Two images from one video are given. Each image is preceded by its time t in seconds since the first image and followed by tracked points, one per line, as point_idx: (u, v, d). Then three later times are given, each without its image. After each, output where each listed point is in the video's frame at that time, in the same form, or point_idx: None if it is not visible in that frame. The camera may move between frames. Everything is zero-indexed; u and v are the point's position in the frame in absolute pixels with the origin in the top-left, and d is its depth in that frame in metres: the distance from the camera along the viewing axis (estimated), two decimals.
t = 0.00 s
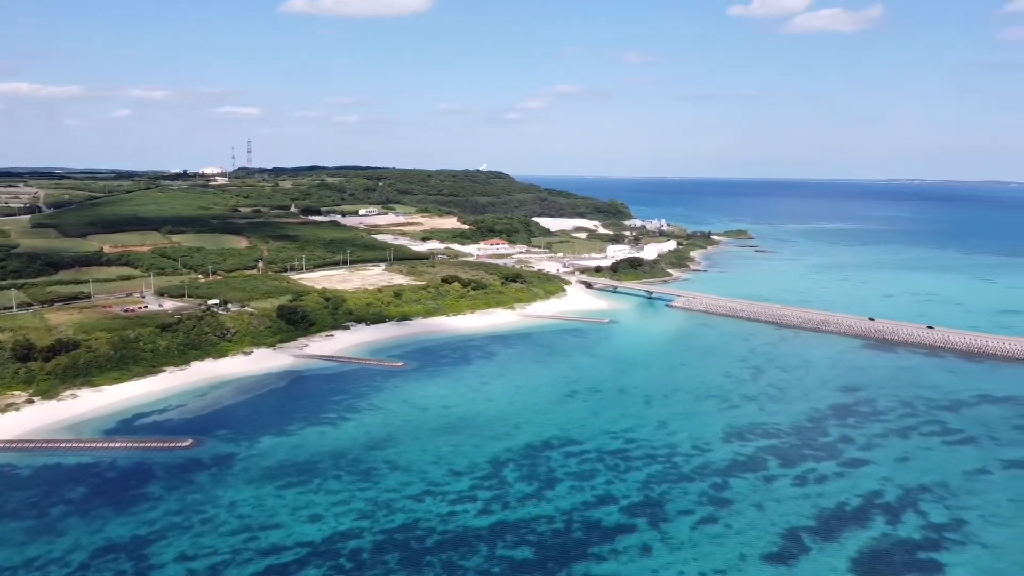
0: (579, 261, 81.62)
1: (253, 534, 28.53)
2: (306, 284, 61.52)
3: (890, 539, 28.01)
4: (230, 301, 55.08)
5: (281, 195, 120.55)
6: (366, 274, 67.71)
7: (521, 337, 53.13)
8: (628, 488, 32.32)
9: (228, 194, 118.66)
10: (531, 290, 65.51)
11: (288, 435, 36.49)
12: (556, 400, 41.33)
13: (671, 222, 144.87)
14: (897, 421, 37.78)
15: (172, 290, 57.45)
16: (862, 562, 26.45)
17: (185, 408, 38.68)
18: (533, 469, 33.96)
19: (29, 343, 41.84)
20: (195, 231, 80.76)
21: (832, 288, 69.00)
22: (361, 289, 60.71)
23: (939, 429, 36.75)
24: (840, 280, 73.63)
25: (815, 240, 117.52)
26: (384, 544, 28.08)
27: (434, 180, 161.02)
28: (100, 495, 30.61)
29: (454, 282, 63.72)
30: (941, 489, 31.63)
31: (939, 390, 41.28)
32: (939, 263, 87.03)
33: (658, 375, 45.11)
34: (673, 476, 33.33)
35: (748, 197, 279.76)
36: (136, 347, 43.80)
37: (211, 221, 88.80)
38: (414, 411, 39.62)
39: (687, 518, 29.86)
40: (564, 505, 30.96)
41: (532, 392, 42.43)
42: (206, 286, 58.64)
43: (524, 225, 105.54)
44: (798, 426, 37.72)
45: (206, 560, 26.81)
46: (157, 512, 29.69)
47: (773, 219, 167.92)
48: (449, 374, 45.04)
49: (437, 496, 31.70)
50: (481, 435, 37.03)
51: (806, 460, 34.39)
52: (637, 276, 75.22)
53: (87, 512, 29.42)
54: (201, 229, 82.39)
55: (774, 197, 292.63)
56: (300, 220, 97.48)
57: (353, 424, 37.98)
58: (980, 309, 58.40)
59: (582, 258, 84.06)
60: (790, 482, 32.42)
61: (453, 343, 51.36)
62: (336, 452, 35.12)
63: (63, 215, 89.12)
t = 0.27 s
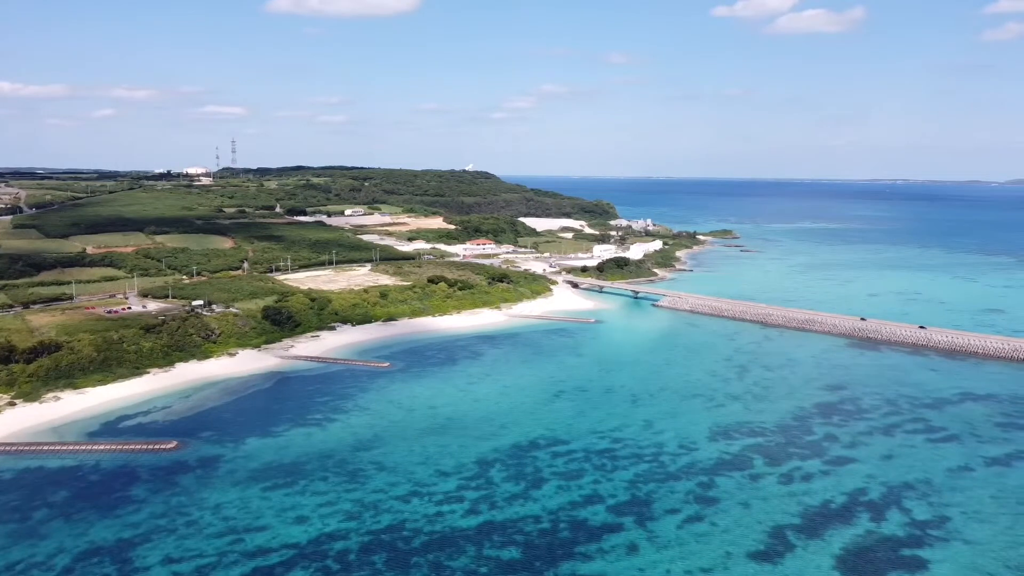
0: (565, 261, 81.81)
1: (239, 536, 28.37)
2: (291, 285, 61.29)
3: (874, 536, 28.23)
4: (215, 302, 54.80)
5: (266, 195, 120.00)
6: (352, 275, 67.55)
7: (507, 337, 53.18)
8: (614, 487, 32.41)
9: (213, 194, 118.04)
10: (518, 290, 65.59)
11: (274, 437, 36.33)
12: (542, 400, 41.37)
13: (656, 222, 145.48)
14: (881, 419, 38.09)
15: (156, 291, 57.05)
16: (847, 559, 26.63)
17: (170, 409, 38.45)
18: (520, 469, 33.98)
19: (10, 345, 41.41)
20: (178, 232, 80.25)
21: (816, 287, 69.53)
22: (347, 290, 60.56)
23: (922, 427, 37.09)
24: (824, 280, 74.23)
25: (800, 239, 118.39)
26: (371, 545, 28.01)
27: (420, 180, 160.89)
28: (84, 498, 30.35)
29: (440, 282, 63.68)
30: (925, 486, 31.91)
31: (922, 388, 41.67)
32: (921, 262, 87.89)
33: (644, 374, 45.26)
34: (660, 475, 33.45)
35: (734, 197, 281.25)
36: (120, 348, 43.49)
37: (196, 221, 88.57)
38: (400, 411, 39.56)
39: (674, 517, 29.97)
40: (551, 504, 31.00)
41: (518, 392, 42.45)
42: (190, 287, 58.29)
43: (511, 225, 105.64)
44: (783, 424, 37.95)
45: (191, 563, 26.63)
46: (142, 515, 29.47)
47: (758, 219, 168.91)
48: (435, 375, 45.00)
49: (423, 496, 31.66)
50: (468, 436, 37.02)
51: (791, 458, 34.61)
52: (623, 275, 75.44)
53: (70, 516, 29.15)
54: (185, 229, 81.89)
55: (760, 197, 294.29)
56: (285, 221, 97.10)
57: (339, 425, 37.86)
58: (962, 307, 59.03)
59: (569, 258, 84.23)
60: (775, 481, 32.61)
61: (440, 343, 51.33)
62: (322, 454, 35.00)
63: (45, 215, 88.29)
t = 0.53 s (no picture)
0: (552, 261, 81.92)
1: (224, 538, 28.21)
2: (277, 285, 61.00)
3: (858, 533, 28.45)
4: (200, 302, 54.44)
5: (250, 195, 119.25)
6: (338, 275, 67.30)
7: (494, 337, 53.19)
8: (601, 486, 32.50)
9: (197, 194, 117.21)
10: (505, 290, 65.61)
11: (260, 438, 36.15)
12: (529, 400, 41.41)
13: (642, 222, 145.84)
14: (865, 417, 38.41)
15: (140, 291, 56.61)
16: (832, 556, 26.83)
17: (155, 411, 38.16)
18: (507, 469, 34.00)
19: None
20: (162, 232, 79.63)
21: (800, 286, 70.02)
22: (333, 290, 60.34)
23: (906, 424, 37.41)
24: (808, 279, 74.75)
25: (785, 239, 119.05)
26: (358, 545, 27.94)
27: (406, 180, 160.39)
28: (67, 501, 30.06)
29: (426, 282, 63.59)
30: (909, 483, 32.20)
31: (905, 386, 42.06)
32: (904, 260, 88.63)
33: (631, 373, 45.38)
34: (646, 473, 33.56)
35: (721, 197, 282.37)
36: (103, 350, 43.14)
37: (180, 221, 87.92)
38: (387, 412, 39.47)
39: (660, 516, 30.08)
40: (538, 504, 31.02)
41: (505, 391, 42.46)
42: (175, 287, 57.89)
43: (497, 225, 105.61)
44: (768, 423, 38.18)
45: (176, 565, 26.44)
46: (126, 518, 29.24)
47: (743, 218, 169.49)
48: (422, 375, 44.93)
49: (411, 497, 31.62)
50: (455, 436, 36.99)
51: (777, 456, 34.82)
52: (609, 275, 75.60)
53: (53, 519, 28.88)
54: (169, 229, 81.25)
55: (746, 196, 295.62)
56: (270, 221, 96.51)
57: (325, 426, 37.73)
58: (944, 306, 59.64)
59: (555, 258, 84.29)
60: (761, 479, 32.80)
61: (426, 343, 51.26)
62: (308, 454, 34.88)
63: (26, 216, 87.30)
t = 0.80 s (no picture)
0: (538, 260, 82.02)
1: (210, 539, 28.03)
2: (262, 285, 60.71)
3: (843, 530, 28.66)
4: (184, 302, 54.11)
5: (235, 195, 118.56)
6: (324, 275, 67.05)
7: (481, 337, 53.18)
8: (589, 485, 32.55)
9: (181, 194, 116.41)
10: (491, 289, 65.62)
11: (246, 439, 35.97)
12: (516, 399, 41.42)
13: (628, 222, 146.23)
14: (850, 415, 38.69)
15: (123, 292, 56.17)
16: (817, 553, 27.00)
17: (139, 412, 37.90)
18: (494, 468, 34.00)
19: None
20: (146, 232, 79.00)
21: (785, 285, 70.46)
22: (319, 290, 60.12)
23: (890, 422, 37.72)
24: (792, 278, 75.22)
25: (769, 238, 119.73)
26: (344, 546, 27.85)
27: (392, 180, 160.04)
28: (50, 504, 29.78)
29: (413, 282, 63.49)
30: (893, 480, 32.47)
31: (889, 384, 42.42)
32: (887, 260, 89.29)
33: (617, 372, 45.49)
34: (633, 472, 33.65)
35: (707, 197, 283.35)
36: (86, 351, 42.78)
37: (164, 221, 87.30)
38: (373, 412, 39.36)
39: (647, 514, 30.18)
40: (525, 503, 31.04)
41: (492, 391, 42.45)
42: (159, 288, 57.47)
43: (483, 225, 105.55)
44: (754, 421, 38.38)
45: (161, 568, 26.24)
46: (110, 520, 29.00)
47: (729, 218, 170.14)
48: (409, 375, 44.85)
49: (398, 497, 31.55)
50: (442, 436, 36.95)
51: (762, 454, 35.01)
52: (596, 274, 75.74)
53: (36, 522, 28.58)
54: (153, 230, 80.63)
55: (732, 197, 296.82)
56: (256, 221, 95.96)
57: (312, 426, 37.58)
58: (927, 304, 60.20)
59: (542, 258, 84.34)
60: (747, 477, 32.98)
61: (413, 343, 51.16)
62: (295, 455, 34.73)
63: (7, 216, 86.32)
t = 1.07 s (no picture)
0: (525, 260, 82.10)
1: (195, 542, 27.86)
2: (248, 285, 60.41)
3: (829, 528, 28.86)
4: (169, 303, 53.76)
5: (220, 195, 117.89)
6: (310, 275, 66.80)
7: (468, 337, 53.16)
8: (575, 485, 32.61)
9: (165, 194, 115.63)
10: (478, 289, 65.63)
11: (231, 440, 35.78)
12: (503, 399, 41.42)
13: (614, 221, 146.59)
14: (835, 413, 38.97)
15: (107, 293, 55.74)
16: (803, 551, 27.17)
17: (123, 414, 37.63)
18: (481, 468, 34.00)
19: None
20: (129, 233, 78.38)
21: (769, 284, 70.90)
22: (305, 290, 59.90)
23: (874, 420, 38.02)
24: (777, 277, 75.67)
25: (755, 238, 120.42)
26: (331, 547, 27.76)
27: (378, 179, 159.67)
28: (33, 507, 29.51)
29: (399, 282, 63.38)
30: (877, 477, 32.72)
31: (873, 382, 42.78)
32: (870, 259, 89.99)
33: (604, 372, 45.60)
34: (620, 471, 33.73)
35: (694, 197, 284.33)
36: (69, 352, 42.43)
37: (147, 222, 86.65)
38: (360, 413, 39.25)
39: (634, 513, 30.28)
40: (513, 503, 31.06)
41: (479, 391, 42.43)
42: (143, 289, 57.06)
43: (470, 225, 105.45)
44: (740, 420, 38.58)
45: (146, 570, 26.05)
46: (94, 523, 28.77)
47: (714, 218, 170.71)
48: (395, 375, 44.76)
49: (385, 498, 31.48)
50: (429, 436, 36.91)
51: (748, 452, 35.20)
52: (582, 274, 75.87)
53: (18, 525, 28.29)
54: (136, 230, 80.01)
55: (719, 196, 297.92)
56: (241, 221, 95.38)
57: (298, 428, 37.44)
58: (910, 303, 60.75)
59: (528, 257, 84.39)
60: (733, 475, 33.15)
61: (400, 343, 51.06)
62: (281, 456, 34.58)
63: None
